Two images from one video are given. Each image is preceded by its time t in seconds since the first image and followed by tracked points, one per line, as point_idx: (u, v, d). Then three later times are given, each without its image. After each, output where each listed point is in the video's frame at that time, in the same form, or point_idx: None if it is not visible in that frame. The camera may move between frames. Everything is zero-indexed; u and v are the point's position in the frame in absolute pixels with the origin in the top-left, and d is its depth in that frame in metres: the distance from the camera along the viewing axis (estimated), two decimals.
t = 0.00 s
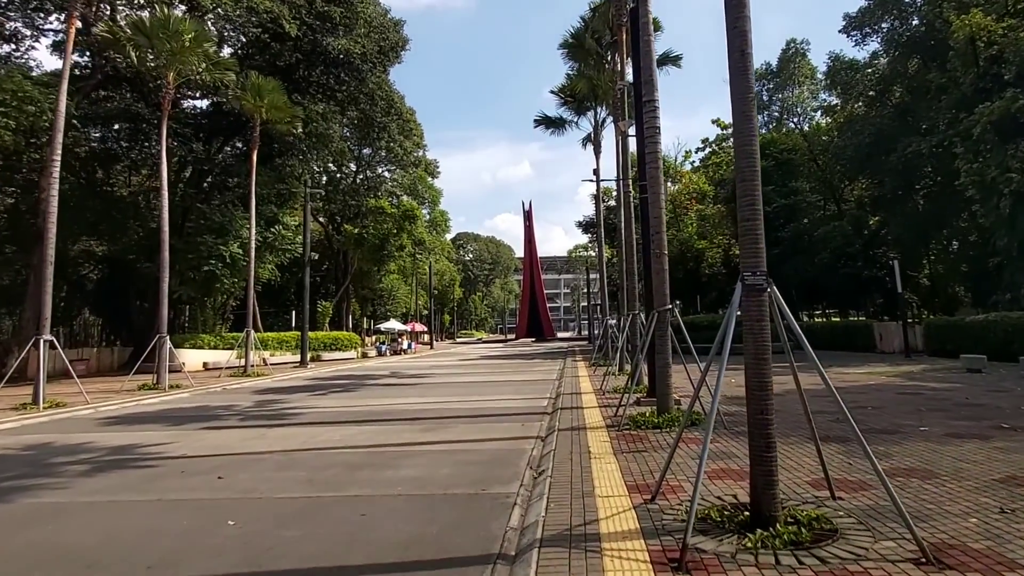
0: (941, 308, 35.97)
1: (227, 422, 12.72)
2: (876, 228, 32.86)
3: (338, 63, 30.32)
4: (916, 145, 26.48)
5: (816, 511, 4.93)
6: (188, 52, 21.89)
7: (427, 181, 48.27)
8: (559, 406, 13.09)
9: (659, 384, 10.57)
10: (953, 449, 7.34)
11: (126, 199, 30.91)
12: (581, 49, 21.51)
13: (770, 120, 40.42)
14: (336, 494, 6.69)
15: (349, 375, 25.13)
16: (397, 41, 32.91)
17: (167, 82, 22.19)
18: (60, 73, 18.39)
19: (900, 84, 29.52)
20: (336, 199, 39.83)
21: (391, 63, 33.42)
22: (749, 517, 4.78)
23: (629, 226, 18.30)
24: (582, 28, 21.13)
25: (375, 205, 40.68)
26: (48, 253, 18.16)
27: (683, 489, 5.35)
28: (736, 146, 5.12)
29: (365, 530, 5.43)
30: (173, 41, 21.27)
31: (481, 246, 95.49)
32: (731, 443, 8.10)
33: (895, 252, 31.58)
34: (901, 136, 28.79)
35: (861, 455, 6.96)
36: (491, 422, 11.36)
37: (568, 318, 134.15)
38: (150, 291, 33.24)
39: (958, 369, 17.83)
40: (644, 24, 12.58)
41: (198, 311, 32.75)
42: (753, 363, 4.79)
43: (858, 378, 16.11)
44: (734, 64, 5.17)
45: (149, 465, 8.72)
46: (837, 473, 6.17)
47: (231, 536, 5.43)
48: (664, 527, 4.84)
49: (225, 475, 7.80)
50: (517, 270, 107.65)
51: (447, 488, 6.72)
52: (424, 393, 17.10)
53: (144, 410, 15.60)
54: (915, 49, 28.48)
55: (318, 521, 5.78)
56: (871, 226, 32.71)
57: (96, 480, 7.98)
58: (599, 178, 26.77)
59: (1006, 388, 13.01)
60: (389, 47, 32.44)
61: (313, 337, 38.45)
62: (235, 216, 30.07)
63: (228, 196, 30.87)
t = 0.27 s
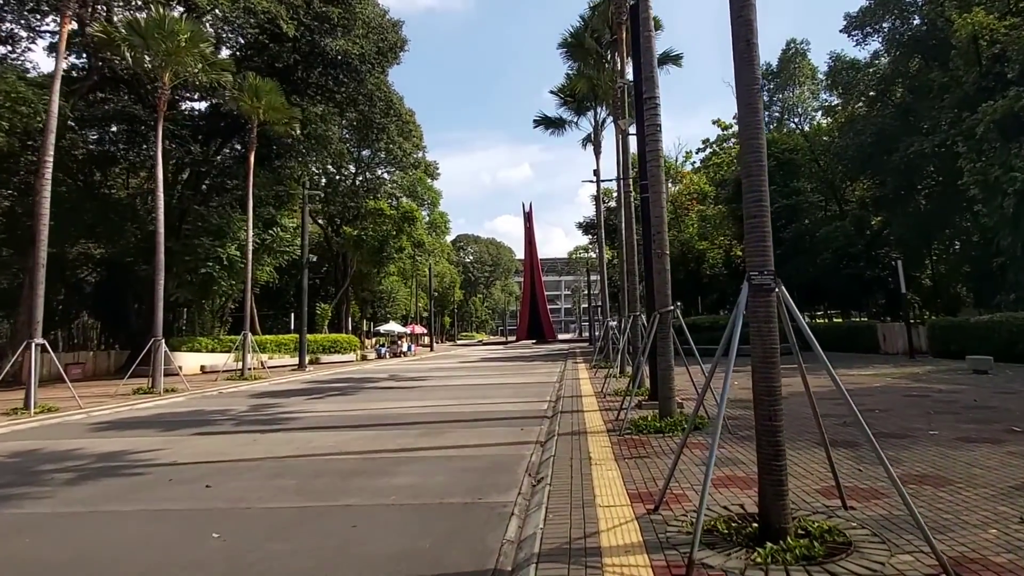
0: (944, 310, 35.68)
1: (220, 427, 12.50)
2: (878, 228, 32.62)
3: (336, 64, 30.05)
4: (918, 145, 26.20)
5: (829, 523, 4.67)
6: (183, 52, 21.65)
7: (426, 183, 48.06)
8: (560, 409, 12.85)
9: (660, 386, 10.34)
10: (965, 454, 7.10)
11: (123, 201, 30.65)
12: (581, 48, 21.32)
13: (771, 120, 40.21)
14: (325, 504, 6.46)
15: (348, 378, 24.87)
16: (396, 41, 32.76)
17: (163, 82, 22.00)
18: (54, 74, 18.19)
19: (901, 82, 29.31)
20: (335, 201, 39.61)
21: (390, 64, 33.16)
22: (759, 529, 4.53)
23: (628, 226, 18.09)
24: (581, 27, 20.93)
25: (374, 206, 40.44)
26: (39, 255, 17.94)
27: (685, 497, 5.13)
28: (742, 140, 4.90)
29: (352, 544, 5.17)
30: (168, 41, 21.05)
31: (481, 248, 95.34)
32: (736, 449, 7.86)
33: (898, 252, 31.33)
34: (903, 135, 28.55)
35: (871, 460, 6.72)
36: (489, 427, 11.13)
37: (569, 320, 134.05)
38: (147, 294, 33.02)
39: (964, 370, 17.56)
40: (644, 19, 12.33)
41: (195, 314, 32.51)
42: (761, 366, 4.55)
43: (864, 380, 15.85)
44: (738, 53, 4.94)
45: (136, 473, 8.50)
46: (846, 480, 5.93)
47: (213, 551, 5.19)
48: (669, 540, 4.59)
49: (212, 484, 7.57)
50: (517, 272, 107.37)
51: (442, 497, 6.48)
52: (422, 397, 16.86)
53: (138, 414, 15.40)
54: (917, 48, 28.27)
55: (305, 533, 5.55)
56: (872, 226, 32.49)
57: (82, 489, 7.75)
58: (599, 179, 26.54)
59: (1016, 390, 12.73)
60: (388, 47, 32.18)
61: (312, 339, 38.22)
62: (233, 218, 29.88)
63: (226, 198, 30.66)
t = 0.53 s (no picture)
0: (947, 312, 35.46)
1: (215, 431, 12.31)
2: (880, 230, 32.42)
3: (335, 65, 29.85)
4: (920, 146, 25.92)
5: (841, 535, 4.47)
6: (181, 52, 21.48)
7: (426, 185, 47.91)
8: (559, 413, 12.65)
9: (662, 390, 10.14)
10: (977, 460, 6.89)
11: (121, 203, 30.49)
12: (580, 48, 21.14)
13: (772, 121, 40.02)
14: (317, 512, 6.25)
15: (346, 381, 24.65)
16: (396, 42, 32.35)
17: (160, 83, 21.85)
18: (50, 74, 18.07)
19: (903, 82, 29.15)
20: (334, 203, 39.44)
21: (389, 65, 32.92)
22: (767, 542, 4.33)
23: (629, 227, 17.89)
24: (581, 26, 20.75)
25: (373, 208, 40.27)
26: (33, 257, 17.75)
27: (690, 507, 4.92)
28: (748, 135, 4.72)
29: (343, 556, 4.96)
30: (166, 41, 20.90)
31: (481, 250, 95.17)
32: (740, 454, 7.67)
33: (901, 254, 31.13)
34: (905, 136, 28.35)
35: (880, 467, 6.52)
36: (488, 431, 10.92)
37: (569, 322, 133.80)
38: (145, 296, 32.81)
39: (969, 373, 17.36)
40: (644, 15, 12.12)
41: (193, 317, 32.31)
42: (769, 372, 4.35)
43: (868, 383, 15.64)
44: (743, 45, 4.76)
45: (126, 480, 8.30)
46: (855, 488, 5.73)
47: (198, 563, 4.99)
48: (674, 552, 4.40)
49: (202, 492, 7.37)
50: (518, 274, 107.14)
51: (437, 505, 6.28)
52: (421, 400, 16.66)
53: (133, 418, 15.21)
54: (919, 49, 28.09)
55: (294, 544, 5.34)
56: (874, 227, 32.29)
57: (69, 496, 7.56)
58: (600, 180, 26.35)
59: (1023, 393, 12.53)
60: (387, 47, 31.77)
61: (311, 342, 38.02)
62: (231, 220, 29.70)
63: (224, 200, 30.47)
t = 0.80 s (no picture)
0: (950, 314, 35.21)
1: (209, 433, 12.09)
2: (883, 231, 32.16)
3: (333, 65, 29.58)
4: (926, 146, 25.43)
5: (856, 546, 4.24)
6: (179, 51, 21.31)
7: (426, 186, 47.75)
8: (559, 416, 12.42)
9: (665, 393, 9.92)
10: (992, 466, 6.66)
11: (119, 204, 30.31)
12: (580, 46, 20.93)
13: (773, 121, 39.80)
14: (308, 518, 6.03)
15: (344, 382, 24.43)
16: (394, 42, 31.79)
17: (158, 83, 21.69)
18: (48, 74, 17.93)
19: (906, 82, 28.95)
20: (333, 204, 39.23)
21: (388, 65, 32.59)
22: (778, 552, 4.10)
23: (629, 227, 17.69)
24: (581, 25, 20.55)
25: (372, 210, 40.07)
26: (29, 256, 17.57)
27: (696, 516, 4.69)
28: (758, 125, 4.50)
29: (333, 565, 4.74)
30: (164, 40, 20.74)
31: (481, 252, 95.01)
32: (747, 459, 7.45)
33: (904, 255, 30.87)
34: (909, 136, 28.07)
35: (892, 473, 6.30)
36: (486, 434, 10.70)
37: (569, 324, 133.64)
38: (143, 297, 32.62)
39: (974, 376, 17.13)
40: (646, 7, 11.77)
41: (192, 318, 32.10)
42: (780, 373, 4.13)
43: (872, 386, 15.41)
44: (753, 30, 4.55)
45: (115, 483, 8.08)
46: (868, 495, 5.50)
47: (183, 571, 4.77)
48: (679, 564, 4.16)
49: (192, 496, 7.15)
50: (517, 276, 106.93)
51: (432, 512, 6.04)
52: (419, 402, 16.45)
53: (127, 420, 15.00)
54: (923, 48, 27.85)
55: (283, 552, 5.12)
56: (877, 228, 32.06)
57: (55, 499, 7.32)
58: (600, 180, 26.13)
59: None
60: (386, 48, 31.29)
61: (310, 343, 37.81)
62: (230, 221, 29.51)
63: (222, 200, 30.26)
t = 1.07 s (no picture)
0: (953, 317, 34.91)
1: (202, 436, 11.83)
2: (885, 232, 31.83)
3: (330, 65, 29.27)
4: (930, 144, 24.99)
5: (876, 564, 3.97)
6: (176, 51, 21.10)
7: (424, 187, 47.55)
8: (559, 420, 12.15)
9: (668, 397, 9.65)
10: (1011, 475, 6.38)
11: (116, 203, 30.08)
12: (579, 44, 20.66)
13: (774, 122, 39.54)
14: (298, 527, 5.76)
15: (341, 384, 24.15)
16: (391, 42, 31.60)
17: (155, 83, 21.45)
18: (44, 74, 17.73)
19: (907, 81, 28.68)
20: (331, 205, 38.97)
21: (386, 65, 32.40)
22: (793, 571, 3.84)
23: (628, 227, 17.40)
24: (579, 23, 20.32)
25: (370, 210, 39.91)
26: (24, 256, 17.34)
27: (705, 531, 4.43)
28: (771, 115, 4.24)
29: None
30: (161, 40, 20.56)
31: (479, 252, 94.85)
32: (755, 467, 7.17)
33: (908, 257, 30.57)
34: (911, 136, 27.74)
35: (908, 484, 6.02)
36: (483, 438, 10.43)
37: (568, 326, 133.50)
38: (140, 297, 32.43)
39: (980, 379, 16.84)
40: None
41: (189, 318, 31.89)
42: (796, 380, 3.87)
43: (877, 390, 15.12)
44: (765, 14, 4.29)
45: (101, 488, 7.82)
46: (884, 508, 5.23)
47: None
48: None
49: (179, 502, 6.89)
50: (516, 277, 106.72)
51: (427, 521, 5.77)
52: (415, 404, 16.18)
53: (120, 421, 14.73)
54: (926, 47, 27.53)
55: (270, 564, 4.85)
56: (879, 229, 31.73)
57: (38, 506, 7.06)
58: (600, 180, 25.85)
59: None
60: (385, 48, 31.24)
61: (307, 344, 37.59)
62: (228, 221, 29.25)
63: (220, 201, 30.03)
